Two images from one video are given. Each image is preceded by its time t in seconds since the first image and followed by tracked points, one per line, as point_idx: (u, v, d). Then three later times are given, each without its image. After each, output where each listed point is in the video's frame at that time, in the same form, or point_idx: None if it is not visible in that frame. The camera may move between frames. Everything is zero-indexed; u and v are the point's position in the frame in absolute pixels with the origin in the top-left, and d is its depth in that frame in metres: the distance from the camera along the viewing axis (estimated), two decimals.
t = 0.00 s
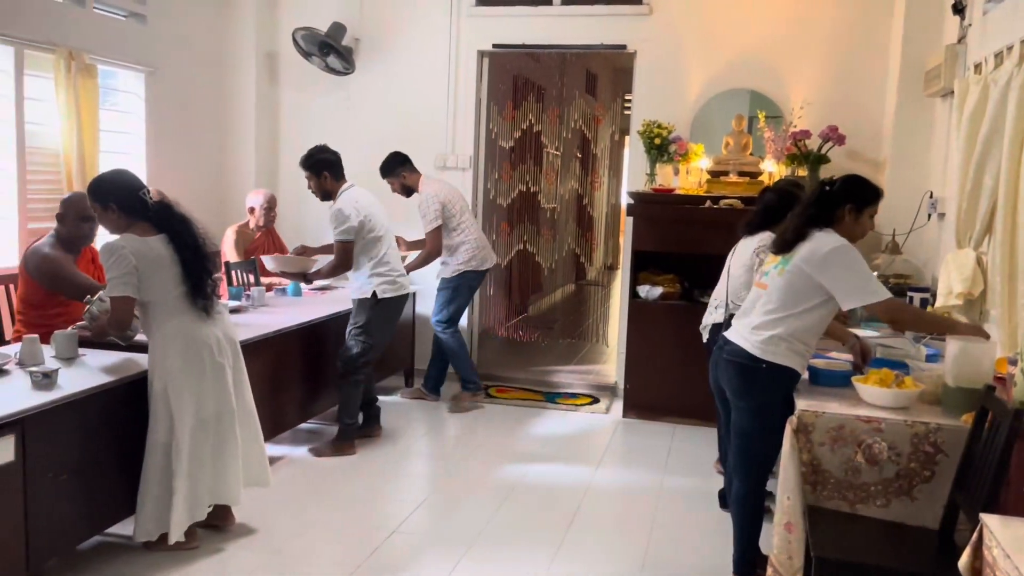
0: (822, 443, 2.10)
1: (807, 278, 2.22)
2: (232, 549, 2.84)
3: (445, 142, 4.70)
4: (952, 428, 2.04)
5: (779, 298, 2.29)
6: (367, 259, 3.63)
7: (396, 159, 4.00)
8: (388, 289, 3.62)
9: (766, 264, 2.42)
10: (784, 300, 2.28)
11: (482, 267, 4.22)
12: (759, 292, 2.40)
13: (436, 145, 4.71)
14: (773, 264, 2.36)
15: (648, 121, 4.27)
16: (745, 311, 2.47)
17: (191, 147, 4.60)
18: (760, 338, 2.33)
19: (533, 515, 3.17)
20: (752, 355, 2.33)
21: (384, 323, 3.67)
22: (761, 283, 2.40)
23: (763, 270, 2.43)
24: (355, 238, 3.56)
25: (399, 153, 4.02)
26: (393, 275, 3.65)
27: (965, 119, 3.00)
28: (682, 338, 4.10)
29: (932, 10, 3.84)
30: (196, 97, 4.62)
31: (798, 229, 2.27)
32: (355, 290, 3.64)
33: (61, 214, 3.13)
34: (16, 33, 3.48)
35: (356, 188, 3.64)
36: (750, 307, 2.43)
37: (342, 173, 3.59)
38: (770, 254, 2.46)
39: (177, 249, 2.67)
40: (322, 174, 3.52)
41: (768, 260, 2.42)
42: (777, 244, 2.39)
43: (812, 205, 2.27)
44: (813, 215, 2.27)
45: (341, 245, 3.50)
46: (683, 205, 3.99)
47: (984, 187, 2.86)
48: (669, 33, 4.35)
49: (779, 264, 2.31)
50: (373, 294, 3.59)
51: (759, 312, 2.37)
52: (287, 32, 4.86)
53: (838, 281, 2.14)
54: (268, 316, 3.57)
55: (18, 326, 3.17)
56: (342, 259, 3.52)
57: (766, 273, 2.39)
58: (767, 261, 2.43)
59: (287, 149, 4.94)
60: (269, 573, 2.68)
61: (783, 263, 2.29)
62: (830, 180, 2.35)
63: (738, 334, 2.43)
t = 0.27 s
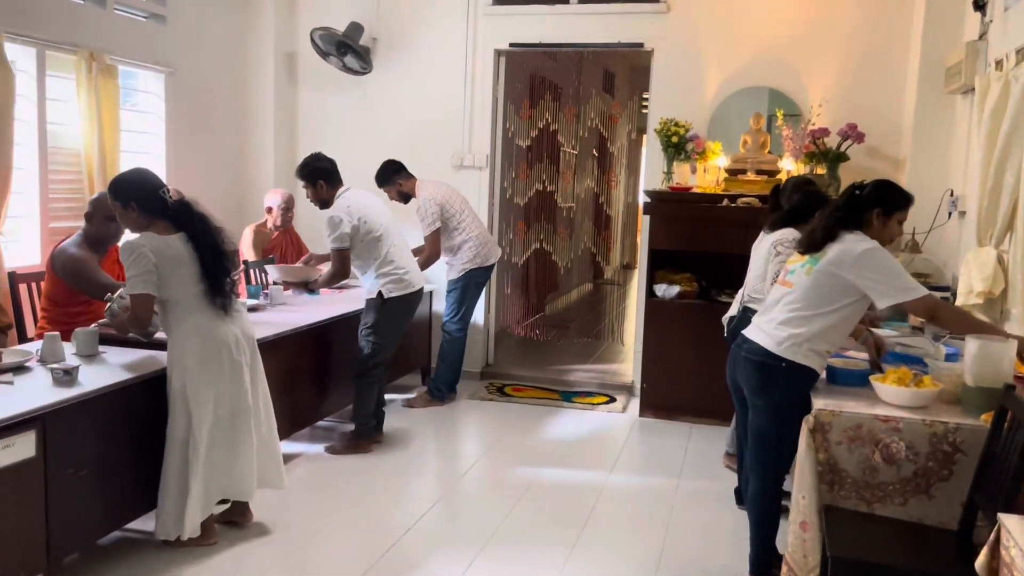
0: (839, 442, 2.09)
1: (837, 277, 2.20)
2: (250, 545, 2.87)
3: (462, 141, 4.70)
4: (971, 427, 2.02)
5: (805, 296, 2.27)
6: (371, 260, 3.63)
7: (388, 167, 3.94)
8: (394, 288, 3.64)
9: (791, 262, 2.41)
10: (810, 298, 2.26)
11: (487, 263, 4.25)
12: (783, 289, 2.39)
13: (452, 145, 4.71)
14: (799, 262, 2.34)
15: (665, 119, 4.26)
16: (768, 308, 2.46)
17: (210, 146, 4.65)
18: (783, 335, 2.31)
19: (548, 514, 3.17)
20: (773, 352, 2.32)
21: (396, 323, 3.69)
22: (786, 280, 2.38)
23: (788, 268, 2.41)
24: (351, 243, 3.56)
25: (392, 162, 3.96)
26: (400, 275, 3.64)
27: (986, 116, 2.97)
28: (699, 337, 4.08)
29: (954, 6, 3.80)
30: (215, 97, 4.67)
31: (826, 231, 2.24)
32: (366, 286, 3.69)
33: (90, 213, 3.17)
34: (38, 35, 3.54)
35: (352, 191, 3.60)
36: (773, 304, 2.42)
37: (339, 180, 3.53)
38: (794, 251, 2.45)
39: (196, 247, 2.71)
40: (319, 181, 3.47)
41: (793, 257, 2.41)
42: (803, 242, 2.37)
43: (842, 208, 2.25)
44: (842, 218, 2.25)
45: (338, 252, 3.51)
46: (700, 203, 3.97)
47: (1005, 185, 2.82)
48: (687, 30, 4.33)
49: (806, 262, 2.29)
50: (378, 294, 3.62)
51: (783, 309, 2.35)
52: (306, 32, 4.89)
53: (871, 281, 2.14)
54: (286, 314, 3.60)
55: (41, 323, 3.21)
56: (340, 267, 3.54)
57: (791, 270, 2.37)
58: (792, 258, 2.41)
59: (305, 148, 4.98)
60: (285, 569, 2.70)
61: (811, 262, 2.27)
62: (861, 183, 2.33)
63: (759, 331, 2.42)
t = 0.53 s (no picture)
0: (850, 441, 2.08)
1: (853, 277, 2.19)
2: (261, 542, 2.89)
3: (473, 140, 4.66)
4: (983, 426, 2.01)
5: (819, 295, 2.26)
6: (382, 259, 3.65)
7: (390, 168, 3.96)
8: (404, 288, 3.66)
9: (806, 261, 2.40)
10: (824, 297, 2.25)
11: (491, 260, 4.26)
12: (797, 287, 2.38)
13: (464, 144, 4.70)
14: (813, 261, 2.33)
15: (677, 118, 4.25)
16: (781, 306, 2.45)
17: (224, 146, 4.69)
18: (795, 333, 2.31)
19: (557, 513, 3.18)
20: (784, 351, 2.32)
21: (407, 325, 3.71)
22: (800, 278, 2.37)
23: (802, 266, 2.40)
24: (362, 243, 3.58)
25: (395, 162, 3.99)
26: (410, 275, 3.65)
27: (1001, 113, 2.94)
28: (710, 336, 4.07)
29: (969, 2, 3.77)
30: (229, 97, 4.70)
31: (842, 231, 2.24)
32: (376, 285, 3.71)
33: (105, 212, 3.20)
34: (54, 36, 3.58)
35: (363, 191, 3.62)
36: (787, 301, 2.41)
37: (349, 180, 3.54)
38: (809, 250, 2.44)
39: (210, 246, 2.73)
40: (328, 181, 3.48)
41: (807, 256, 2.40)
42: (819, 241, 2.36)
43: (858, 209, 2.24)
44: (859, 219, 2.24)
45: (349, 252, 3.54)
46: (712, 202, 3.96)
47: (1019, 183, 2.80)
48: (699, 28, 4.32)
49: (821, 261, 2.28)
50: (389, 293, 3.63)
51: (796, 307, 2.35)
52: (319, 32, 4.92)
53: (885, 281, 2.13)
54: (298, 313, 3.62)
55: (57, 320, 3.25)
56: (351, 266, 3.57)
57: (806, 269, 2.36)
58: (807, 257, 2.40)
59: (318, 148, 5.01)
60: (296, 565, 2.72)
61: (826, 261, 2.26)
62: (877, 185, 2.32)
63: (771, 328, 2.42)
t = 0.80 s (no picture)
0: (864, 442, 2.07)
1: (867, 278, 2.19)
2: (274, 540, 2.91)
3: (486, 140, 4.70)
4: (998, 427, 1.99)
5: (831, 296, 2.26)
6: (401, 257, 3.65)
7: (406, 160, 4.00)
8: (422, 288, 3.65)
9: (819, 261, 2.39)
10: (837, 298, 2.25)
11: (501, 260, 4.26)
12: (810, 287, 2.38)
13: (476, 144, 4.70)
14: (826, 262, 2.33)
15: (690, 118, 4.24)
16: (794, 307, 2.45)
17: (238, 147, 4.72)
18: (809, 335, 2.30)
19: (569, 513, 3.18)
20: (797, 351, 2.32)
21: (416, 320, 3.71)
22: (813, 279, 2.37)
23: (815, 267, 2.40)
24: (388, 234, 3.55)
25: (410, 154, 4.04)
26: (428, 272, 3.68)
27: (1016, 113, 2.92)
28: (723, 337, 4.06)
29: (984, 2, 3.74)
30: (243, 98, 4.73)
31: (857, 232, 2.23)
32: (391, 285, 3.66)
33: (120, 212, 3.24)
34: (70, 38, 3.61)
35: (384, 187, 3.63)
36: (799, 302, 2.41)
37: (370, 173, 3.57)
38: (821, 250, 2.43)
39: (224, 247, 2.75)
40: (353, 172, 3.49)
41: (819, 256, 2.39)
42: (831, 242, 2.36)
43: (872, 210, 2.23)
44: (873, 221, 2.23)
45: (375, 244, 3.49)
46: (724, 203, 3.96)
47: None
48: (712, 29, 4.31)
49: (834, 262, 2.28)
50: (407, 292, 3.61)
51: (809, 308, 2.34)
52: (332, 33, 4.95)
53: (899, 283, 2.12)
54: (311, 313, 3.64)
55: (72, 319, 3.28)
56: (379, 258, 3.51)
57: (819, 269, 2.36)
58: (820, 257, 2.40)
59: (332, 148, 5.04)
60: (309, 564, 2.74)
61: (840, 262, 2.25)
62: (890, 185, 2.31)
63: (784, 329, 2.41)
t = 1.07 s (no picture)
0: (880, 445, 2.06)
1: (882, 279, 2.17)
2: (289, 540, 2.92)
3: (501, 141, 4.69)
4: (1017, 431, 1.96)
5: (847, 297, 2.25)
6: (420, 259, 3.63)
7: (438, 140, 4.00)
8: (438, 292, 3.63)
9: (833, 262, 2.38)
10: (853, 300, 2.24)
11: (510, 262, 4.25)
12: (824, 288, 2.37)
13: (491, 145, 4.71)
14: (841, 262, 2.32)
15: (705, 119, 4.22)
16: (809, 308, 2.44)
17: (253, 148, 4.75)
18: (825, 336, 2.29)
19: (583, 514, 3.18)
20: (812, 353, 2.31)
21: (427, 324, 3.66)
22: (827, 280, 2.36)
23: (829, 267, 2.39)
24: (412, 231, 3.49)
25: (440, 137, 4.02)
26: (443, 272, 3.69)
27: None
28: (737, 338, 4.05)
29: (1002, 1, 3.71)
30: (258, 99, 4.76)
31: (872, 233, 2.22)
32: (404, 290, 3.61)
33: (134, 213, 3.26)
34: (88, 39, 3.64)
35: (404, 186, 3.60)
36: (814, 303, 2.40)
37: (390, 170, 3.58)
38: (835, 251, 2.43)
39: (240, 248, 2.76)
40: (374, 167, 3.49)
41: (834, 257, 2.39)
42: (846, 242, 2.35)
43: (888, 211, 2.22)
44: (889, 221, 2.22)
45: (402, 240, 3.44)
46: (739, 203, 3.94)
47: None
48: (727, 29, 4.30)
49: (849, 263, 2.26)
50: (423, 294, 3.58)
51: (824, 310, 2.33)
52: (347, 35, 4.97)
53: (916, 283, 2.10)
54: (325, 313, 3.66)
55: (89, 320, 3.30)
56: (405, 256, 3.45)
57: (833, 270, 2.35)
58: (834, 258, 2.39)
59: (346, 149, 5.05)
60: (324, 564, 2.75)
61: (855, 263, 2.24)
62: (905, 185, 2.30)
63: (799, 331, 2.40)
